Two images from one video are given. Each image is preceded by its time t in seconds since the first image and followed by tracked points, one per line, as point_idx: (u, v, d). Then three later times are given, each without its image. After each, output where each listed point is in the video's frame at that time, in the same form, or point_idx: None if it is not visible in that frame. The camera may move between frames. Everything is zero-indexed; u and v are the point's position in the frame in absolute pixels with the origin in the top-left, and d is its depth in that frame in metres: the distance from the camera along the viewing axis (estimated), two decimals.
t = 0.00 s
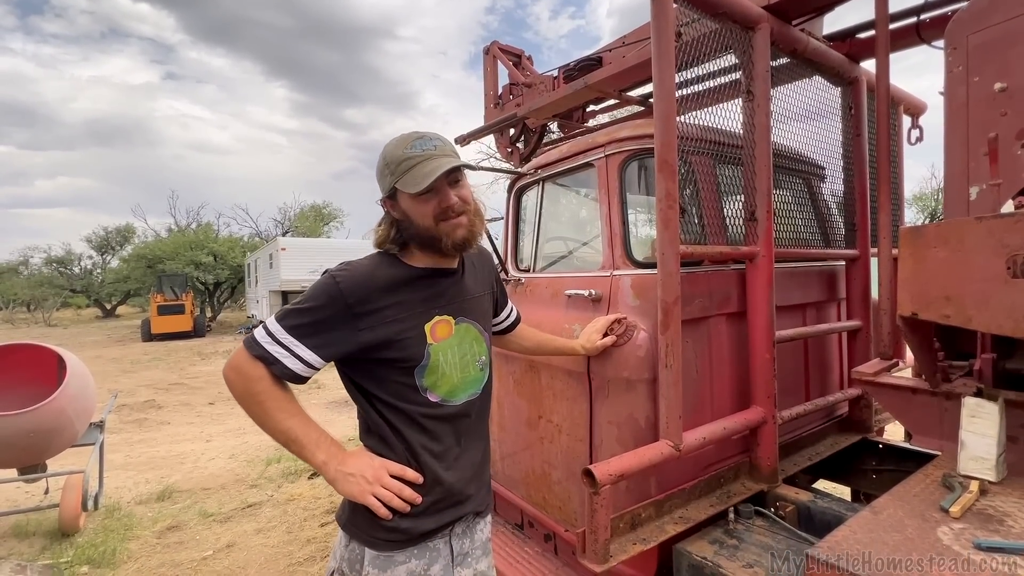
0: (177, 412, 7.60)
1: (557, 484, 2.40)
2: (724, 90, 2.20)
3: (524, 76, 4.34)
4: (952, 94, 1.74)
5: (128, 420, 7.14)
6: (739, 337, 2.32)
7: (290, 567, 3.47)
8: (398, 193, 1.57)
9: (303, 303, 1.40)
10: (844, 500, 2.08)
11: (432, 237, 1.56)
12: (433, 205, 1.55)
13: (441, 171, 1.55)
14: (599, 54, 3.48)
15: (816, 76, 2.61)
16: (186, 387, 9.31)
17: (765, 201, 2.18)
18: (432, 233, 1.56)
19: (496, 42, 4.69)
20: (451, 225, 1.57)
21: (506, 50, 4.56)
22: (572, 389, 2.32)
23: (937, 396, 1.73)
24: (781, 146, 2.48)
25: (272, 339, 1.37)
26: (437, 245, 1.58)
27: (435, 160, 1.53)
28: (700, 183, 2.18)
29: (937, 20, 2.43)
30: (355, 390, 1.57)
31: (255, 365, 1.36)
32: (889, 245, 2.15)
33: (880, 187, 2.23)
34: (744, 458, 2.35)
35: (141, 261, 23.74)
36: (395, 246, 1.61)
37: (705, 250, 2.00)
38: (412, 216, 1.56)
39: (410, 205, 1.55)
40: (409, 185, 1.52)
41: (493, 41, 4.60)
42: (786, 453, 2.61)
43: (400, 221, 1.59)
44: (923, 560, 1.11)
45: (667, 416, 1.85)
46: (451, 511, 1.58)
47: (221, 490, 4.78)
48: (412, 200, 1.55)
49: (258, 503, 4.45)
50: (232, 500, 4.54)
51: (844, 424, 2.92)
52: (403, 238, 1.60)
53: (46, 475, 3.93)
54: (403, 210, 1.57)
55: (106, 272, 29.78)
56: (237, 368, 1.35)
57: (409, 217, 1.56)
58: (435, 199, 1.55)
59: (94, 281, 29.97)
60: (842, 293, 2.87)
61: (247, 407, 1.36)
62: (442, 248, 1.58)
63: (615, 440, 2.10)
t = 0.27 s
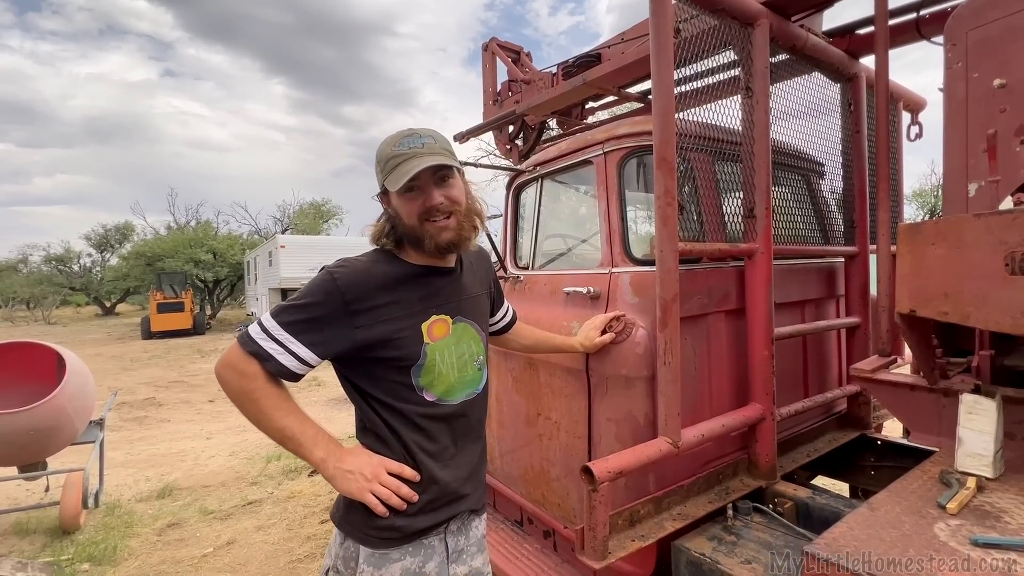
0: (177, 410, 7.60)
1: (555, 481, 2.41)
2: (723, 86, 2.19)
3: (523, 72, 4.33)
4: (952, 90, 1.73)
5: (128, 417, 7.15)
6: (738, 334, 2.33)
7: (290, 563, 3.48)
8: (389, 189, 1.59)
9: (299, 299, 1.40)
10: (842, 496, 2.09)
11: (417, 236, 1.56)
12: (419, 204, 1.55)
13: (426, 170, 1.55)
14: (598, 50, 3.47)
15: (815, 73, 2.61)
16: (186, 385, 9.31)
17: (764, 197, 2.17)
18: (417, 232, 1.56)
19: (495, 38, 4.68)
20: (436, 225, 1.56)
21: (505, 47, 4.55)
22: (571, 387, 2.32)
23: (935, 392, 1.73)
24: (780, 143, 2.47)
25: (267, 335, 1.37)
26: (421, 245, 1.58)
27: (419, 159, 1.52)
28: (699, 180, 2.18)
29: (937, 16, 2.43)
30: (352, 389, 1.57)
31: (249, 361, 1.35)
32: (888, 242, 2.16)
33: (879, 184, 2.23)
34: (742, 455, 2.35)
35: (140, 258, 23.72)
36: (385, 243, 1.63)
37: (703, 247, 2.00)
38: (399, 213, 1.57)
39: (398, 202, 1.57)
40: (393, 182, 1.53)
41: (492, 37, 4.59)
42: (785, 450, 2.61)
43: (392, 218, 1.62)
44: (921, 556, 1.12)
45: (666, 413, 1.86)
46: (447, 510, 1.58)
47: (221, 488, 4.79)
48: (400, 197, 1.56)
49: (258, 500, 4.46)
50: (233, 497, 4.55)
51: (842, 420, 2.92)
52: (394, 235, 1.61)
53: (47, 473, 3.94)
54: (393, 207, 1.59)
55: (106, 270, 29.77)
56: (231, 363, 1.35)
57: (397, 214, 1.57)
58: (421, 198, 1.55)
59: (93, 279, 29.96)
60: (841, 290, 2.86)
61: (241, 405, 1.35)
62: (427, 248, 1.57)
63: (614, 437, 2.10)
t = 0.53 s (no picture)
0: (178, 408, 7.61)
1: (558, 479, 2.41)
2: (725, 83, 2.19)
3: (524, 69, 4.32)
4: (956, 86, 1.73)
5: (130, 416, 7.16)
6: (741, 331, 2.33)
7: (293, 561, 3.48)
8: (416, 182, 1.56)
9: (305, 297, 1.39)
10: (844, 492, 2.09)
11: (451, 229, 1.56)
12: (457, 195, 1.57)
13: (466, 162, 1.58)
14: (600, 47, 3.46)
15: (818, 70, 2.60)
16: (186, 383, 9.32)
17: (766, 195, 2.17)
18: (451, 224, 1.56)
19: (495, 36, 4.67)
20: (470, 217, 1.59)
21: (506, 44, 4.54)
22: (573, 385, 2.32)
23: (938, 389, 1.73)
24: (781, 140, 2.47)
25: (273, 331, 1.37)
26: (452, 239, 1.58)
27: (462, 150, 1.55)
28: (701, 177, 2.18)
29: (941, 12, 2.42)
30: (357, 386, 1.57)
31: (257, 359, 1.35)
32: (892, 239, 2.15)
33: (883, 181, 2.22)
34: (745, 453, 2.36)
35: (140, 257, 23.73)
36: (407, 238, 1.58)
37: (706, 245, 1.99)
38: (430, 205, 1.55)
39: (431, 194, 1.56)
40: (438, 172, 1.52)
41: (492, 34, 4.58)
42: (787, 446, 2.62)
43: (414, 212, 1.58)
44: (924, 552, 1.12)
45: (669, 411, 1.86)
46: (452, 506, 1.58)
47: (223, 486, 4.80)
48: (434, 188, 1.55)
49: (260, 498, 4.46)
50: (234, 495, 4.55)
51: (844, 417, 2.92)
52: (416, 230, 1.58)
53: (49, 472, 3.94)
54: (420, 200, 1.56)
55: (106, 269, 29.78)
56: (238, 361, 1.35)
57: (427, 206, 1.55)
58: (460, 189, 1.57)
59: (94, 278, 29.97)
60: (843, 287, 2.86)
61: (248, 403, 1.36)
62: (459, 240, 1.59)
63: (616, 435, 2.10)
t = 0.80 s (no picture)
0: (178, 407, 7.61)
1: (560, 476, 2.40)
2: (728, 77, 2.17)
3: (524, 66, 4.31)
4: (960, 80, 1.72)
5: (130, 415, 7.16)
6: (744, 328, 2.32)
7: (294, 559, 3.48)
8: (441, 172, 1.58)
9: (322, 288, 1.38)
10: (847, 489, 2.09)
11: (473, 221, 1.58)
12: (479, 188, 1.60)
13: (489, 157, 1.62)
14: (600, 43, 3.45)
15: (821, 64, 2.59)
16: (186, 382, 9.32)
17: (769, 190, 2.16)
18: (472, 216, 1.58)
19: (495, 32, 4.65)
20: (492, 212, 1.62)
21: (506, 40, 4.52)
22: (577, 382, 2.31)
23: (943, 384, 1.72)
24: (783, 136, 2.46)
25: (289, 322, 1.36)
26: (471, 233, 1.59)
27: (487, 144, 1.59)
28: (704, 172, 2.17)
29: (944, 5, 2.41)
30: (366, 380, 1.55)
31: (272, 350, 1.34)
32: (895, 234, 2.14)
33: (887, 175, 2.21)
34: (748, 449, 2.35)
35: (140, 257, 23.72)
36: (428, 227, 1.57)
37: (707, 240, 1.98)
38: (452, 197, 1.57)
39: (454, 185, 1.58)
40: (465, 160, 1.55)
41: (492, 31, 4.56)
42: (790, 442, 2.61)
43: (435, 203, 1.59)
44: (933, 547, 1.11)
45: (672, 407, 1.85)
46: (460, 501, 1.58)
47: (224, 484, 4.79)
48: (457, 179, 1.58)
49: (261, 496, 4.46)
50: (235, 494, 4.55)
51: (846, 413, 2.91)
52: (436, 221, 1.58)
53: (50, 471, 3.94)
54: (443, 191, 1.57)
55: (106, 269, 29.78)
56: (253, 351, 1.34)
57: (450, 197, 1.57)
58: (483, 181, 1.61)
59: (94, 278, 29.98)
60: (845, 283, 2.85)
61: (262, 394, 1.35)
62: (479, 233, 1.60)
63: (620, 431, 2.10)
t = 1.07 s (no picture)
0: (179, 406, 7.62)
1: (561, 474, 2.41)
2: (727, 76, 2.17)
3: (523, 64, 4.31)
4: (960, 78, 1.72)
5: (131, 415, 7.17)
6: (744, 325, 2.32)
7: (296, 558, 3.49)
8: (444, 167, 1.57)
9: (314, 292, 1.39)
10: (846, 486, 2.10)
11: (471, 219, 1.60)
12: (479, 186, 1.61)
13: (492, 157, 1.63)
14: (599, 41, 3.45)
15: (820, 63, 2.59)
16: (187, 382, 9.33)
17: (768, 188, 2.16)
18: (470, 214, 1.60)
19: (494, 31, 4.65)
20: (490, 211, 1.65)
21: (505, 39, 4.52)
22: (576, 380, 2.32)
23: (942, 381, 1.73)
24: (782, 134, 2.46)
25: (280, 329, 1.36)
26: (469, 230, 1.63)
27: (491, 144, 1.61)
28: (703, 170, 2.17)
29: (943, 3, 2.41)
30: (365, 381, 1.55)
31: (266, 357, 1.34)
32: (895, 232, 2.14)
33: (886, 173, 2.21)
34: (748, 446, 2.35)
35: (140, 256, 23.73)
36: (426, 222, 1.58)
37: (707, 238, 1.98)
38: (454, 193, 1.58)
39: (456, 182, 1.58)
40: (471, 159, 1.56)
41: (491, 29, 4.56)
42: (789, 440, 2.61)
43: (434, 198, 1.59)
44: (932, 544, 1.12)
45: (672, 405, 1.85)
46: (464, 498, 1.58)
47: (225, 483, 4.80)
48: (459, 176, 1.58)
49: (262, 495, 4.47)
50: (237, 493, 4.56)
51: (846, 411, 2.92)
52: (434, 216, 1.59)
53: (51, 471, 3.94)
54: (443, 185, 1.57)
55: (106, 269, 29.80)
56: (245, 361, 1.33)
57: (451, 193, 1.57)
58: (482, 180, 1.62)
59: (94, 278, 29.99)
60: (845, 281, 2.85)
61: (258, 403, 1.34)
62: (475, 231, 1.63)
63: (620, 429, 2.10)
